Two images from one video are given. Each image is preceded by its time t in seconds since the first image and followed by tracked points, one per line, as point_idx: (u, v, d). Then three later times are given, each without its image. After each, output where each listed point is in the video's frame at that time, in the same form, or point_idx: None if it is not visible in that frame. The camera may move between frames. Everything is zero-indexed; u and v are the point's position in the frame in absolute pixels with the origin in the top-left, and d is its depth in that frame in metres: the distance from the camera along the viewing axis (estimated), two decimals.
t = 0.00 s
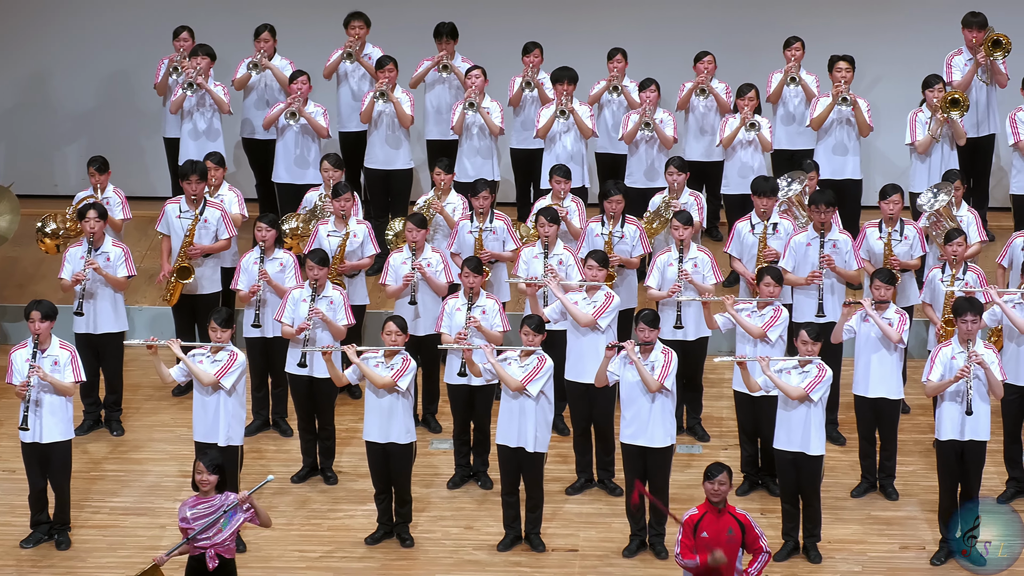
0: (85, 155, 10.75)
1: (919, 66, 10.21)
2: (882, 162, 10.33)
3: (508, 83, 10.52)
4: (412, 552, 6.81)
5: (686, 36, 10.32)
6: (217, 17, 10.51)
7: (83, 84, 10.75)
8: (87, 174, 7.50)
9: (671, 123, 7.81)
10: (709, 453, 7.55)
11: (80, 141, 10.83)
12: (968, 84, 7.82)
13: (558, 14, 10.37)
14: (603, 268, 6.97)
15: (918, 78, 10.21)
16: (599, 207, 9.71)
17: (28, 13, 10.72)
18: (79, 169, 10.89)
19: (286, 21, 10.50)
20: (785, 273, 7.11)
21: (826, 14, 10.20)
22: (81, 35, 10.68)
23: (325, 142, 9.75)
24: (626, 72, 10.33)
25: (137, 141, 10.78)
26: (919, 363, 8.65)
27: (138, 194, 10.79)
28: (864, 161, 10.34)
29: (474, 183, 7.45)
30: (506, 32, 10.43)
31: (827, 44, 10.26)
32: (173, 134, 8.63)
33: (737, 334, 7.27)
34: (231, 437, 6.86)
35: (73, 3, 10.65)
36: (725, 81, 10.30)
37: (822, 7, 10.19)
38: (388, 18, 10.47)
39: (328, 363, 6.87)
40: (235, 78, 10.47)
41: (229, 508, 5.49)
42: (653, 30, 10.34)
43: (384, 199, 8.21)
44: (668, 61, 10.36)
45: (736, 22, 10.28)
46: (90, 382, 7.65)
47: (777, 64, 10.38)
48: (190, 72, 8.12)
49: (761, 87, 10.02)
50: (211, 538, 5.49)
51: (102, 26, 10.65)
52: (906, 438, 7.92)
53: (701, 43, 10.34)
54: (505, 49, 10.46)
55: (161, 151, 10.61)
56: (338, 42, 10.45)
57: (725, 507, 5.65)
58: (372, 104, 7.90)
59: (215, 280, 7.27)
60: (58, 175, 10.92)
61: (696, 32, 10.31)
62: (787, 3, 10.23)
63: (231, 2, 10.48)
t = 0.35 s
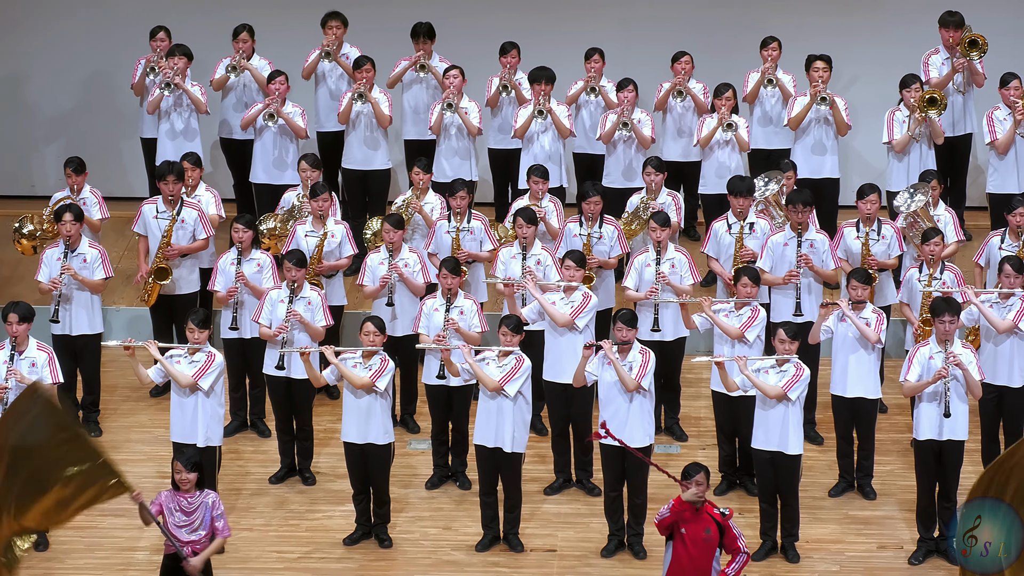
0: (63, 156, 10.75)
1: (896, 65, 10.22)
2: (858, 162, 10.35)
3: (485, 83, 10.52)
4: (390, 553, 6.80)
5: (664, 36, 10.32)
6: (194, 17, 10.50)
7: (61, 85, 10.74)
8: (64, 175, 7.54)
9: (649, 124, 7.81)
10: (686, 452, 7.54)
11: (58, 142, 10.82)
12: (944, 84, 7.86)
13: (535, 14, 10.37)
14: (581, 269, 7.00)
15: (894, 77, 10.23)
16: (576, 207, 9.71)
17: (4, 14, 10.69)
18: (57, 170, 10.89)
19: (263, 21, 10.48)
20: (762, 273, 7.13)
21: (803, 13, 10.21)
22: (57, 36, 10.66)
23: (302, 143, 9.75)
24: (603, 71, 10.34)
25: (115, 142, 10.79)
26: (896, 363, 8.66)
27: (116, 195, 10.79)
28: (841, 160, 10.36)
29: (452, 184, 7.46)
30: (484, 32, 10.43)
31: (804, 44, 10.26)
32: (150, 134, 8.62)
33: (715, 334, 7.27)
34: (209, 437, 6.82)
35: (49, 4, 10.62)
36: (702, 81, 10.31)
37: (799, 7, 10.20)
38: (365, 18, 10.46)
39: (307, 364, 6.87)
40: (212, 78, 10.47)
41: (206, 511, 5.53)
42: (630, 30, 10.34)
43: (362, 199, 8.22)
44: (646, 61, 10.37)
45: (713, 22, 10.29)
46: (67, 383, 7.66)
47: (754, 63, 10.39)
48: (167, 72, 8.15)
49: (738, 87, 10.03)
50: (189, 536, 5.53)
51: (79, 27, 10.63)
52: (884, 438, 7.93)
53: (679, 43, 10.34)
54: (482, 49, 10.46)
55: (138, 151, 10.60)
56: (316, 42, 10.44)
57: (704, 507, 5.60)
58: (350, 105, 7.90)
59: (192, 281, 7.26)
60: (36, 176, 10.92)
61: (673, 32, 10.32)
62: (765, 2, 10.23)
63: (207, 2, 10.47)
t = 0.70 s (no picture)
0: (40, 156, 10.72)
1: (872, 65, 10.25)
2: (835, 162, 10.37)
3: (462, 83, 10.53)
4: (368, 553, 6.80)
5: (641, 37, 10.33)
6: (171, 17, 10.50)
7: (38, 86, 10.72)
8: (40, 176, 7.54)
9: (626, 124, 7.84)
10: (663, 452, 7.55)
11: (35, 142, 10.80)
12: (921, 84, 7.83)
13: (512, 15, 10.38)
14: (558, 268, 7.01)
15: (870, 77, 10.26)
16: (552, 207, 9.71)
17: None
18: (35, 170, 10.86)
19: (239, 22, 10.47)
20: (739, 273, 7.13)
21: (779, 14, 10.22)
22: (34, 36, 10.64)
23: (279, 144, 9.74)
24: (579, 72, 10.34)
25: (92, 142, 10.77)
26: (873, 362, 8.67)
27: (93, 195, 10.76)
28: (818, 160, 10.37)
29: (430, 183, 7.45)
30: (460, 33, 10.43)
31: (781, 44, 10.27)
32: (126, 135, 8.64)
33: (692, 334, 7.29)
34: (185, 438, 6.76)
35: (25, 4, 10.60)
36: (679, 81, 10.32)
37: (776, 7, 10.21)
38: (342, 18, 10.45)
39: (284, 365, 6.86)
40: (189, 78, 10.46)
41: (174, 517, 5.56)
42: (607, 29, 10.34)
43: (339, 199, 8.22)
44: (623, 61, 10.37)
45: (690, 23, 10.30)
46: (43, 384, 7.65)
47: (730, 64, 10.40)
48: (143, 72, 8.18)
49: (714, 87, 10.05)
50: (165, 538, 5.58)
51: (55, 27, 10.61)
52: (860, 437, 7.94)
53: (656, 44, 10.35)
54: (459, 49, 10.46)
55: (115, 152, 10.58)
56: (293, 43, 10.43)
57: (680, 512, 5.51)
58: (328, 106, 7.93)
59: (169, 283, 7.27)
60: (13, 176, 10.89)
61: (650, 32, 10.33)
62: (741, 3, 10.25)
63: (184, 3, 10.46)
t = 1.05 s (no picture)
0: (16, 157, 10.69)
1: (847, 66, 10.28)
2: (810, 162, 10.39)
3: (438, 84, 10.54)
4: (344, 554, 6.80)
5: (617, 37, 10.35)
6: (144, 17, 10.49)
7: (14, 87, 10.70)
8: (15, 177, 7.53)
9: (602, 124, 7.82)
10: (640, 452, 7.56)
11: (10, 144, 10.77)
12: (896, 84, 7.85)
13: (487, 16, 10.41)
14: (534, 269, 6.98)
15: (845, 78, 10.29)
16: (529, 207, 9.74)
17: None
18: (10, 171, 10.83)
19: (215, 22, 10.47)
20: (715, 273, 7.13)
21: (754, 15, 10.25)
22: (9, 37, 10.62)
23: (255, 145, 9.74)
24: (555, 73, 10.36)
25: (68, 143, 10.74)
26: (848, 362, 8.70)
27: (69, 196, 10.73)
28: (794, 161, 10.40)
29: (406, 184, 7.45)
30: (436, 34, 10.44)
31: (756, 44, 10.30)
32: (102, 136, 8.72)
33: (669, 334, 7.29)
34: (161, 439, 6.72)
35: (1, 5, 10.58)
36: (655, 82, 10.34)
37: (751, 8, 10.24)
38: (317, 19, 10.45)
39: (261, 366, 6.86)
40: (164, 79, 10.45)
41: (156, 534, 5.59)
42: (583, 30, 10.36)
43: (316, 201, 8.25)
44: (599, 62, 10.39)
45: (665, 24, 10.33)
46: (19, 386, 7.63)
47: (705, 64, 10.43)
48: (118, 73, 8.19)
49: (690, 87, 10.07)
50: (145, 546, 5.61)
51: (30, 28, 10.59)
52: (836, 437, 7.97)
53: (633, 45, 10.38)
54: (434, 49, 10.47)
55: (91, 153, 10.56)
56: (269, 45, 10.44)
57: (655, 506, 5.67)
58: (304, 107, 7.94)
59: (145, 284, 7.27)
60: None
61: (626, 32, 10.35)
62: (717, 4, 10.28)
63: (159, 3, 10.46)
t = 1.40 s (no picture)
0: None
1: (822, 66, 10.32)
2: (785, 162, 10.43)
3: (413, 84, 10.55)
4: (321, 555, 6.78)
5: (593, 37, 10.37)
6: (118, 16, 10.47)
7: None
8: None
9: (577, 125, 7.85)
10: (617, 453, 7.56)
11: None
12: (872, 83, 7.86)
13: (462, 17, 10.42)
14: (511, 270, 6.97)
15: (820, 78, 10.33)
16: (505, 208, 9.74)
17: None
18: None
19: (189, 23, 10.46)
20: (691, 273, 7.13)
21: (730, 16, 10.29)
22: None
23: (230, 145, 9.74)
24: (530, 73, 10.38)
25: (44, 145, 10.70)
26: (824, 362, 8.71)
27: (45, 198, 10.70)
28: (770, 160, 10.43)
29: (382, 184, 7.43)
30: (412, 34, 10.45)
31: (731, 45, 10.34)
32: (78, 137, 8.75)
33: (646, 334, 7.28)
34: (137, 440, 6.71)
35: None
36: (630, 82, 10.36)
37: (726, 9, 10.28)
38: (292, 19, 10.45)
39: (237, 367, 6.85)
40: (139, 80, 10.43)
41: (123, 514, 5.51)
42: (558, 31, 10.38)
43: (292, 203, 8.25)
44: (575, 62, 10.41)
45: (640, 24, 10.36)
46: None
47: (680, 64, 10.45)
48: (94, 74, 8.22)
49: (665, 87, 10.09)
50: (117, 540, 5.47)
51: (5, 29, 10.56)
52: (812, 437, 7.98)
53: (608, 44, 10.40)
54: (410, 50, 10.48)
55: (66, 154, 10.54)
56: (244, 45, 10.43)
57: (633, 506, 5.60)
58: (279, 107, 7.96)
59: (121, 285, 7.29)
60: None
61: (602, 32, 10.37)
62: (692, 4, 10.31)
63: (133, 3, 10.44)
